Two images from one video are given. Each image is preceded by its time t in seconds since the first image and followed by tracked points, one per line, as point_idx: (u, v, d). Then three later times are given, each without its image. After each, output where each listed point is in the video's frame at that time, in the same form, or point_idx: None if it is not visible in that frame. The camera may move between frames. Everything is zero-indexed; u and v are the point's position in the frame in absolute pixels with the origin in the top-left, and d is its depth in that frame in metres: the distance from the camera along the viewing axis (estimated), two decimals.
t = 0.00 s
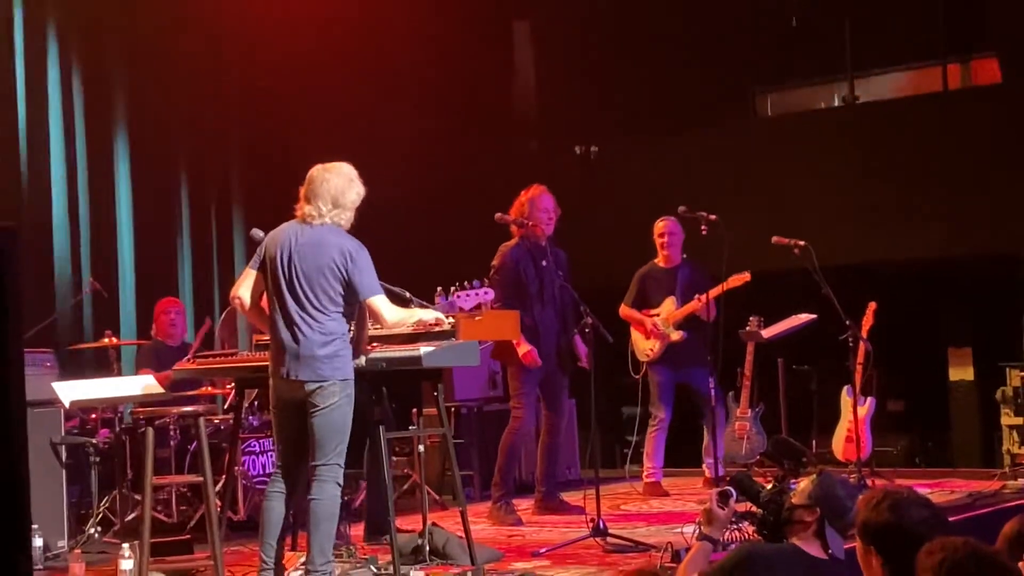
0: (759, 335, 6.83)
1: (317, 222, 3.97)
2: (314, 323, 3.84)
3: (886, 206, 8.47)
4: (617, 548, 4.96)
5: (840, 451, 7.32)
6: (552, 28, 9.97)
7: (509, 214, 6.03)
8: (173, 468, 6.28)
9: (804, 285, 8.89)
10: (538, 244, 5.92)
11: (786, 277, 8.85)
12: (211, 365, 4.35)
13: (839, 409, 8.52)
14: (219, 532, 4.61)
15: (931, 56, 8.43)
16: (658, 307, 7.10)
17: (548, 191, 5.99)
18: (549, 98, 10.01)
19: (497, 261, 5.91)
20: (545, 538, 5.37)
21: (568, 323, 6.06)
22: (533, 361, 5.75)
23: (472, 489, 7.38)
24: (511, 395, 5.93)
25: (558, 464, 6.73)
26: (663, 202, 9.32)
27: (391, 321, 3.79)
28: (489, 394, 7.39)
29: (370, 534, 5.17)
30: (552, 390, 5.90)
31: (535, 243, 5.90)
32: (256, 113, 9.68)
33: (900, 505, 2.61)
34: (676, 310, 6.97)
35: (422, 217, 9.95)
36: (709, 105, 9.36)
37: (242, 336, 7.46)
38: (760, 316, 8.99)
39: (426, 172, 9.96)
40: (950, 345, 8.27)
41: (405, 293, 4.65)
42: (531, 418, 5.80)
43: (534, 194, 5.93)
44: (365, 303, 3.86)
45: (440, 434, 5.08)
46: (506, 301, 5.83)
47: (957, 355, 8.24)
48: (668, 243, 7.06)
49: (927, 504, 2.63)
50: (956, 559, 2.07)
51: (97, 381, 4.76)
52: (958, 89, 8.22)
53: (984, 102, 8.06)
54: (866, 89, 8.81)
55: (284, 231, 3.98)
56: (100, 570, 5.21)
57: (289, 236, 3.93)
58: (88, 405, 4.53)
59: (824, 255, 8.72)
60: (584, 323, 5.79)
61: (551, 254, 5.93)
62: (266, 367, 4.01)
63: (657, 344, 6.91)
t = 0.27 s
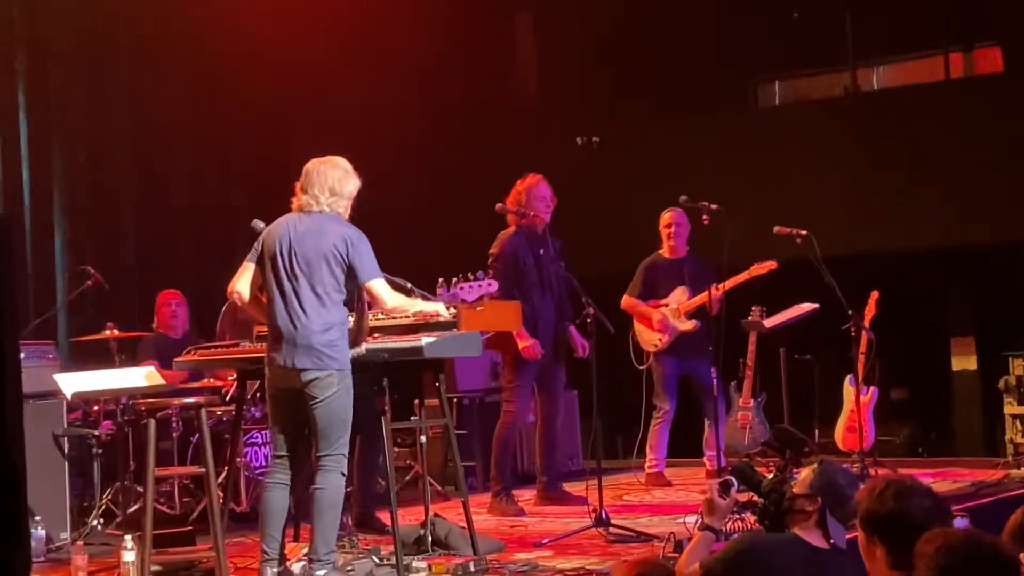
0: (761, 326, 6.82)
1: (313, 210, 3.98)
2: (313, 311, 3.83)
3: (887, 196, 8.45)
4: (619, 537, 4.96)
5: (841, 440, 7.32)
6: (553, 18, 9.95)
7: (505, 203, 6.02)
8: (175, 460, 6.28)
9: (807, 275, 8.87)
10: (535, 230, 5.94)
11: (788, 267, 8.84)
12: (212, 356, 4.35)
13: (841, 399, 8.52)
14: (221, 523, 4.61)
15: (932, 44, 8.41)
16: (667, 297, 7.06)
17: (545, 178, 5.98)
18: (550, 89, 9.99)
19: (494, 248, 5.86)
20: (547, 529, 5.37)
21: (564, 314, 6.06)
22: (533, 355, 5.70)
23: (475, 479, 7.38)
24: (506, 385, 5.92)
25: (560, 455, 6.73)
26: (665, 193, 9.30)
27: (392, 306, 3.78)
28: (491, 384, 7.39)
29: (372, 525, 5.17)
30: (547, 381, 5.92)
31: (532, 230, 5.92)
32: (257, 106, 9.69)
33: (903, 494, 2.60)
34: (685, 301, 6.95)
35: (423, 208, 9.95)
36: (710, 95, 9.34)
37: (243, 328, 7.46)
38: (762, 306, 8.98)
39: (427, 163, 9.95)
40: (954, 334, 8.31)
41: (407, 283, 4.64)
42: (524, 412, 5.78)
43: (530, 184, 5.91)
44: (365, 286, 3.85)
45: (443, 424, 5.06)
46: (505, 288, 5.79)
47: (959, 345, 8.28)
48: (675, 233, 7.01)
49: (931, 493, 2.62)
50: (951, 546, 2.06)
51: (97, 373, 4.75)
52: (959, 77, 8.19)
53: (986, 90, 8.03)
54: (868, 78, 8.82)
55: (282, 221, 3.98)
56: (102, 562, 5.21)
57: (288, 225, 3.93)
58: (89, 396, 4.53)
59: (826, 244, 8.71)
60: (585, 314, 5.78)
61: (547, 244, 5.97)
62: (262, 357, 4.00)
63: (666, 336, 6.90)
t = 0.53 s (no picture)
0: (764, 317, 6.81)
1: (309, 206, 3.97)
2: (313, 306, 3.82)
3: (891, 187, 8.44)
4: (624, 530, 4.95)
5: (846, 432, 7.31)
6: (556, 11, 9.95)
7: (500, 194, 6.01)
8: (180, 453, 6.29)
9: (811, 267, 8.87)
10: (530, 223, 5.94)
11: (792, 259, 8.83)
12: (215, 350, 4.36)
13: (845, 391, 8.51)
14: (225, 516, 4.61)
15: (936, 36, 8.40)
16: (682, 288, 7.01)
17: (539, 170, 5.94)
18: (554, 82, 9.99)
19: (494, 241, 5.84)
20: (551, 522, 5.37)
21: (559, 307, 6.06)
22: (531, 345, 5.67)
23: (479, 472, 7.38)
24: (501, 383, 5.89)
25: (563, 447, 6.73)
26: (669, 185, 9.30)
27: (390, 298, 3.81)
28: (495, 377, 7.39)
29: (375, 517, 5.18)
30: (547, 374, 5.90)
31: (530, 221, 5.94)
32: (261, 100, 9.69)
33: (907, 486, 2.60)
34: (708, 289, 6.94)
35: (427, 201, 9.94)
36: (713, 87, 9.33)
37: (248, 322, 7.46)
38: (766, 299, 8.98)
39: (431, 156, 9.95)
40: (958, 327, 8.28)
41: (410, 276, 4.63)
42: (524, 406, 5.75)
43: (526, 175, 5.89)
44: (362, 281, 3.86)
45: (447, 418, 5.04)
46: (506, 282, 5.77)
47: (964, 337, 8.24)
48: (683, 223, 7.05)
49: (937, 486, 2.63)
50: (951, 541, 2.05)
51: (101, 367, 4.75)
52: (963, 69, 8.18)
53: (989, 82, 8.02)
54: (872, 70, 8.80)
55: (279, 216, 3.97)
56: (106, 556, 5.21)
57: (284, 220, 3.92)
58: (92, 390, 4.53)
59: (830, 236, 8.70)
60: (588, 307, 5.77)
61: (542, 236, 5.98)
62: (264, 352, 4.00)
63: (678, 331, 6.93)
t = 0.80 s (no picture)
0: (769, 310, 6.79)
1: (310, 198, 3.96)
2: (316, 300, 3.82)
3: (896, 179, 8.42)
4: (629, 523, 4.94)
5: (851, 425, 7.30)
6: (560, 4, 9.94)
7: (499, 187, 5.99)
8: (185, 447, 6.29)
9: (816, 260, 8.85)
10: (528, 217, 5.93)
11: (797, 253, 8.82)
12: (219, 344, 4.35)
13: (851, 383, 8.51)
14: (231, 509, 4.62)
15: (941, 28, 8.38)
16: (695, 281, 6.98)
17: (537, 164, 5.93)
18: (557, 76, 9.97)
19: (493, 234, 5.83)
20: (556, 514, 5.36)
21: (558, 302, 6.07)
22: (536, 339, 5.68)
23: (484, 466, 7.38)
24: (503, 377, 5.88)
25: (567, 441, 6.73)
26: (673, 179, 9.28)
27: (392, 294, 3.80)
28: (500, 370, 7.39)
29: (380, 510, 5.18)
30: (546, 368, 5.90)
31: (528, 216, 5.92)
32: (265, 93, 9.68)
33: (913, 474, 2.61)
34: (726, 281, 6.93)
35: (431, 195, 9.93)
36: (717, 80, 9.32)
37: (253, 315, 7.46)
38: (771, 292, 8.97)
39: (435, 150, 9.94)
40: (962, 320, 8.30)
41: (412, 269, 4.62)
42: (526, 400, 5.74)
43: (524, 169, 5.87)
44: (363, 276, 3.85)
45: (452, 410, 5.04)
46: (508, 275, 5.76)
47: (969, 329, 8.28)
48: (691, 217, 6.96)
49: (942, 476, 2.62)
50: (956, 533, 2.00)
51: (106, 360, 4.75)
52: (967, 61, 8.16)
53: (992, 73, 8.00)
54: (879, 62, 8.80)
55: (281, 210, 3.97)
56: (112, 549, 5.22)
57: (286, 214, 3.92)
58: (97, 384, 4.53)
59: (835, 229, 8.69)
60: (593, 300, 5.76)
61: (541, 230, 5.98)
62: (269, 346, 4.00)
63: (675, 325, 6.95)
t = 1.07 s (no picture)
0: (773, 309, 6.78)
1: (317, 197, 3.94)
2: (324, 300, 3.82)
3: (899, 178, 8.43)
4: (633, 523, 4.95)
5: (856, 424, 7.30)
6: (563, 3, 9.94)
7: (498, 186, 5.99)
8: (190, 447, 6.30)
9: (819, 258, 8.87)
10: (529, 215, 5.93)
11: (801, 250, 8.82)
12: (225, 344, 4.35)
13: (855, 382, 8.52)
14: (236, 509, 4.62)
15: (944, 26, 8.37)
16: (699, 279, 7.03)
17: (537, 162, 5.94)
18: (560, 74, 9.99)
19: (494, 234, 5.83)
20: (561, 514, 5.37)
21: (558, 298, 6.07)
22: (542, 337, 5.70)
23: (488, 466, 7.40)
24: (506, 378, 5.88)
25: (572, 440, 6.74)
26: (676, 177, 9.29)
27: (400, 295, 3.82)
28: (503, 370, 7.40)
29: (385, 510, 5.18)
30: (547, 366, 5.92)
31: (529, 215, 5.91)
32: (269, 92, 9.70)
33: (919, 477, 2.61)
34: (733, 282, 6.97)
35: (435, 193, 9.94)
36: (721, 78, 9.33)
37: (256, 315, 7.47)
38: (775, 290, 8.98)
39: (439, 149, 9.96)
40: (967, 317, 8.36)
41: (417, 268, 4.63)
42: (529, 401, 5.74)
43: (524, 168, 5.88)
44: (370, 276, 3.86)
45: (456, 411, 5.04)
46: (511, 274, 5.76)
47: (973, 327, 8.35)
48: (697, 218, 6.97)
49: (948, 477, 2.63)
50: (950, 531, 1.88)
51: (111, 361, 4.76)
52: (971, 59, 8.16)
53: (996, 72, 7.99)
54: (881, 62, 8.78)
55: (288, 210, 3.96)
56: (117, 550, 5.22)
57: (293, 214, 3.92)
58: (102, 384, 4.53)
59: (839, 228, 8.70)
60: (599, 299, 5.76)
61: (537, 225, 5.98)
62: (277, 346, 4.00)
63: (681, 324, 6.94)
